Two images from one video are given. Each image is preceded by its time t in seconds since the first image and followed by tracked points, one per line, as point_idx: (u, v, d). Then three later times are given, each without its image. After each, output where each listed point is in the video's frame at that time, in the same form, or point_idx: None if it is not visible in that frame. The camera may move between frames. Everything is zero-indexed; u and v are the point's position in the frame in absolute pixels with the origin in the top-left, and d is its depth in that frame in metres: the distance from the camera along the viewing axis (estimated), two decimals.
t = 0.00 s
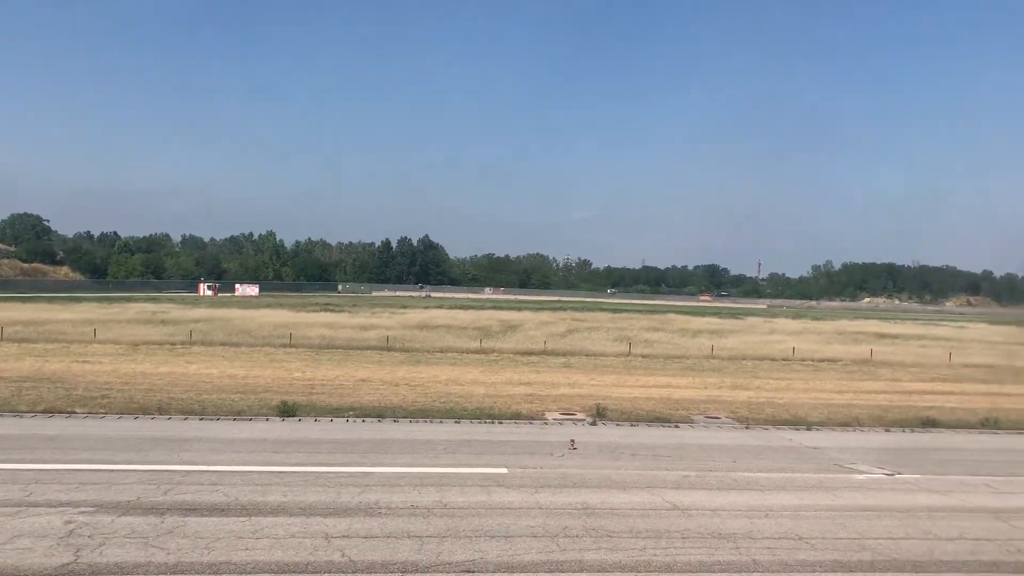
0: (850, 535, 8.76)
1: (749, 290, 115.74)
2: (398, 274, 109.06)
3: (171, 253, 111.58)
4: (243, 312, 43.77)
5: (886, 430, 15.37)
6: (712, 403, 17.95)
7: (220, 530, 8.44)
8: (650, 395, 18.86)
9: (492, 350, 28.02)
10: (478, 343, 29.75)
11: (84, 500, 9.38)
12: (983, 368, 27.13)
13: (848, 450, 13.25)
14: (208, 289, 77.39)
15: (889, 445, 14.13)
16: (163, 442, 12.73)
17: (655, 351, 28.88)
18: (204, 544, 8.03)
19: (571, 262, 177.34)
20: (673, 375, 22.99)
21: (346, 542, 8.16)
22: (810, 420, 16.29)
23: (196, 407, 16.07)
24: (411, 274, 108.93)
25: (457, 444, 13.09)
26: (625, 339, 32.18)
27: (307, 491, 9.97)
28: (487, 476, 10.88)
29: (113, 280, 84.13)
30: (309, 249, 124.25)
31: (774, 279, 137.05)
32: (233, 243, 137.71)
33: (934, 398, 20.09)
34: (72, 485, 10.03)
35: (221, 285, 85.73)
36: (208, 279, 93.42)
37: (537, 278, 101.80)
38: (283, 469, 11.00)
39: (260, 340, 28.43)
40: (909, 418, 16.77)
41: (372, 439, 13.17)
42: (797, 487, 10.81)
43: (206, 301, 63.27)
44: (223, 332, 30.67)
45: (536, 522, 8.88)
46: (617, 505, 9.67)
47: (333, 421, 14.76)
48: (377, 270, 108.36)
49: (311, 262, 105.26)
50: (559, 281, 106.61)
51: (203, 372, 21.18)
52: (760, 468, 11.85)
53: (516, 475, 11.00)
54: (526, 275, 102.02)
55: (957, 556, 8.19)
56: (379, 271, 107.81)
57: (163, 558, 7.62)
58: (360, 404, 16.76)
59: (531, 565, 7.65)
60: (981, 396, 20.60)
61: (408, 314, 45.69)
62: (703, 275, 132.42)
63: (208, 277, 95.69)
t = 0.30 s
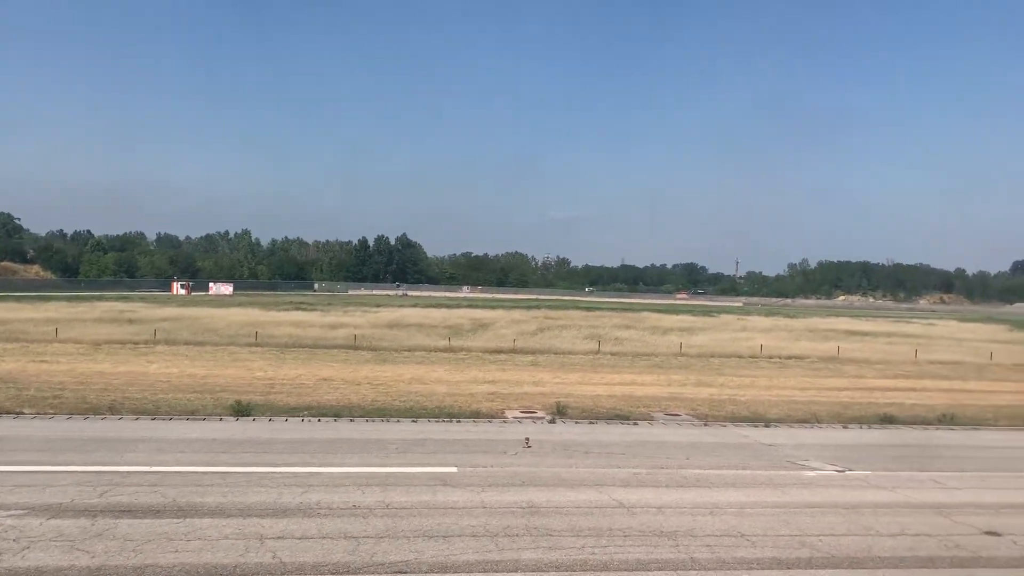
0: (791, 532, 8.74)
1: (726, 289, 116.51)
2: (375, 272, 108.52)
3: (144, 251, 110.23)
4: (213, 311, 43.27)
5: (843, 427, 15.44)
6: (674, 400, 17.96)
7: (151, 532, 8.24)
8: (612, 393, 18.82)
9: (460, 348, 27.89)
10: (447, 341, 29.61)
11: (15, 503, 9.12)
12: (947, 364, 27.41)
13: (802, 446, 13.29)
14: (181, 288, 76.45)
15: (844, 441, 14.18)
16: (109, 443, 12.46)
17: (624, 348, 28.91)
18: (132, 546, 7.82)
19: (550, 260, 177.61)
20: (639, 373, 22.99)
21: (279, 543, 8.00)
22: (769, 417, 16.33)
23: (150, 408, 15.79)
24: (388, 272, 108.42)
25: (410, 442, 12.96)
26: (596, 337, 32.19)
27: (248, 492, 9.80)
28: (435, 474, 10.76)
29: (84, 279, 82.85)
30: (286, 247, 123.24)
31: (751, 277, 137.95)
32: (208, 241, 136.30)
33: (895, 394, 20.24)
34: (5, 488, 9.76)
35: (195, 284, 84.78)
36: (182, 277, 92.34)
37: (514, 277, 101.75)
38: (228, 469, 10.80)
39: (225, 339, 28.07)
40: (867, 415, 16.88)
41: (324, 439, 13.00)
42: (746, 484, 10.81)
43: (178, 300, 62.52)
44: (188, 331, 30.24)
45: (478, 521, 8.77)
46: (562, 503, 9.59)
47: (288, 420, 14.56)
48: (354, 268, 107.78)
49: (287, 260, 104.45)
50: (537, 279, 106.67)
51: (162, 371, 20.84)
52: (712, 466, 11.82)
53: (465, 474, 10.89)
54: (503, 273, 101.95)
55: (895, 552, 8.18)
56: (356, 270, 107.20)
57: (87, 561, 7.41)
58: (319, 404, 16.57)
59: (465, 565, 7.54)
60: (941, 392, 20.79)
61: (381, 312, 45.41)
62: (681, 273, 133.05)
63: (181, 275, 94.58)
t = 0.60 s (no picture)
0: (735, 526, 8.70)
1: (705, 284, 117.19)
2: (354, 269, 108.00)
3: (119, 250, 108.90)
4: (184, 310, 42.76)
5: (803, 420, 15.50)
6: (638, 396, 17.93)
7: (81, 534, 8.05)
8: (577, 389, 18.76)
9: (431, 344, 27.75)
10: (418, 338, 29.46)
11: None
12: (914, 358, 27.67)
13: (758, 441, 13.33)
14: (156, 287, 75.64)
15: (802, 435, 14.23)
16: (54, 444, 12.22)
17: (594, 344, 28.91)
18: (60, 549, 7.63)
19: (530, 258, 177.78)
20: (607, 369, 22.96)
21: (212, 544, 7.82)
22: (730, 412, 16.36)
23: (103, 407, 15.53)
24: (367, 270, 107.94)
25: (365, 440, 12.84)
26: (568, 333, 32.20)
27: (190, 492, 9.62)
28: (385, 472, 10.64)
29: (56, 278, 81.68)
30: (264, 245, 122.29)
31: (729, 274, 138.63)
32: (185, 240, 134.94)
33: (858, 388, 20.35)
34: None
35: (170, 283, 83.79)
36: (157, 276, 91.38)
37: (494, 273, 101.70)
38: (172, 470, 10.61)
39: (192, 338, 27.73)
40: (829, 408, 16.95)
41: (277, 437, 12.85)
42: (697, 479, 10.78)
43: (150, 300, 61.83)
44: (154, 330, 29.86)
45: (420, 519, 8.66)
46: (508, 500, 9.50)
47: (243, 419, 14.37)
48: (332, 266, 107.22)
49: (264, 258, 103.68)
50: (516, 276, 106.70)
51: (122, 371, 20.52)
52: (666, 461, 11.80)
53: (415, 471, 10.78)
54: (482, 270, 101.87)
55: (836, 546, 8.15)
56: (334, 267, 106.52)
57: (9, 565, 7.20)
58: (277, 402, 16.39)
59: (400, 564, 7.43)
60: (905, 386, 20.93)
61: (355, 310, 45.09)
62: (661, 270, 133.35)
63: (157, 274, 93.58)
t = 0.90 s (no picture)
0: (682, 523, 8.62)
1: (687, 281, 117.57)
2: (334, 267, 107.44)
3: (97, 248, 107.76)
4: (158, 308, 42.29)
5: (767, 416, 15.47)
6: (604, 392, 17.85)
7: (12, 537, 7.83)
8: (544, 386, 18.64)
9: (403, 342, 27.56)
10: (390, 335, 29.26)
11: None
12: (885, 353, 27.76)
13: (719, 437, 13.28)
14: (133, 285, 74.84)
15: (765, 430, 14.20)
16: (1, 445, 11.97)
17: (568, 341, 28.82)
18: None
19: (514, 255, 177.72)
20: (578, 365, 22.87)
21: (145, 546, 7.63)
22: (695, 408, 16.29)
23: (58, 408, 15.25)
24: (348, 267, 107.43)
25: (321, 439, 12.66)
26: (542, 330, 32.09)
27: (132, 493, 9.42)
28: (336, 472, 10.48)
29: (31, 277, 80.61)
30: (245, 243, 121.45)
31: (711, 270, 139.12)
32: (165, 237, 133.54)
33: (827, 383, 20.36)
34: None
35: (147, 281, 82.81)
36: (135, 274, 90.50)
37: (476, 271, 101.53)
38: (117, 470, 10.40)
39: (160, 336, 27.39)
40: (794, 403, 16.94)
41: (231, 437, 12.65)
42: (651, 476, 10.68)
43: (126, 298, 61.19)
44: (122, 329, 29.46)
45: (363, 519, 8.51)
46: (457, 499, 9.36)
47: (200, 418, 14.15)
48: (313, 264, 106.64)
49: (244, 256, 102.97)
50: (499, 272, 106.61)
51: (84, 369, 20.20)
52: (623, 457, 11.72)
53: (367, 470, 10.63)
54: (464, 267, 101.65)
55: (781, 542, 8.08)
56: (315, 265, 105.82)
57: None
58: (238, 401, 16.16)
59: (335, 565, 7.28)
60: (873, 380, 20.96)
61: (331, 308, 44.72)
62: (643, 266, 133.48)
63: (135, 272, 92.65)
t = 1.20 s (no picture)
0: (631, 523, 8.53)
1: (672, 278, 117.80)
2: (318, 264, 106.90)
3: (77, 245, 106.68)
4: (134, 306, 41.81)
5: (733, 413, 15.42)
6: (574, 390, 17.73)
7: None
8: (513, 383, 18.50)
9: (378, 339, 27.36)
10: (365, 332, 29.06)
11: None
12: (860, 350, 27.80)
13: (682, 435, 13.20)
14: (113, 282, 74.12)
15: (729, 427, 14.14)
16: None
17: (544, 338, 28.70)
18: None
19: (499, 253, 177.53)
20: (551, 363, 22.75)
21: (78, 549, 7.45)
22: (662, 406, 16.21)
23: (15, 406, 14.99)
24: (332, 264, 106.91)
25: (278, 438, 12.48)
26: (519, 327, 31.98)
27: (75, 493, 9.23)
28: (287, 471, 10.32)
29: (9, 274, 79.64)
30: (228, 240, 120.54)
31: (696, 267, 139.45)
32: (147, 234, 132.29)
33: (798, 380, 20.35)
34: None
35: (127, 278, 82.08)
36: (116, 272, 89.64)
37: (460, 268, 101.27)
38: (63, 470, 10.20)
39: (131, 334, 27.05)
40: (763, 400, 16.90)
41: (187, 436, 12.46)
42: (608, 474, 10.59)
43: (104, 294, 60.61)
44: (94, 327, 29.09)
45: (307, 521, 8.37)
46: (406, 499, 9.22)
47: (158, 417, 13.92)
48: (296, 261, 106.06)
49: (227, 253, 102.23)
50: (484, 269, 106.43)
51: (48, 368, 19.90)
52: (583, 455, 11.60)
53: (320, 469, 10.47)
54: (449, 264, 101.37)
55: (729, 541, 7.99)
56: (298, 262, 105.18)
57: None
58: (200, 400, 15.95)
59: (271, 568, 7.13)
60: (845, 377, 20.95)
61: (309, 306, 44.36)
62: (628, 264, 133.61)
63: (116, 269, 91.78)
